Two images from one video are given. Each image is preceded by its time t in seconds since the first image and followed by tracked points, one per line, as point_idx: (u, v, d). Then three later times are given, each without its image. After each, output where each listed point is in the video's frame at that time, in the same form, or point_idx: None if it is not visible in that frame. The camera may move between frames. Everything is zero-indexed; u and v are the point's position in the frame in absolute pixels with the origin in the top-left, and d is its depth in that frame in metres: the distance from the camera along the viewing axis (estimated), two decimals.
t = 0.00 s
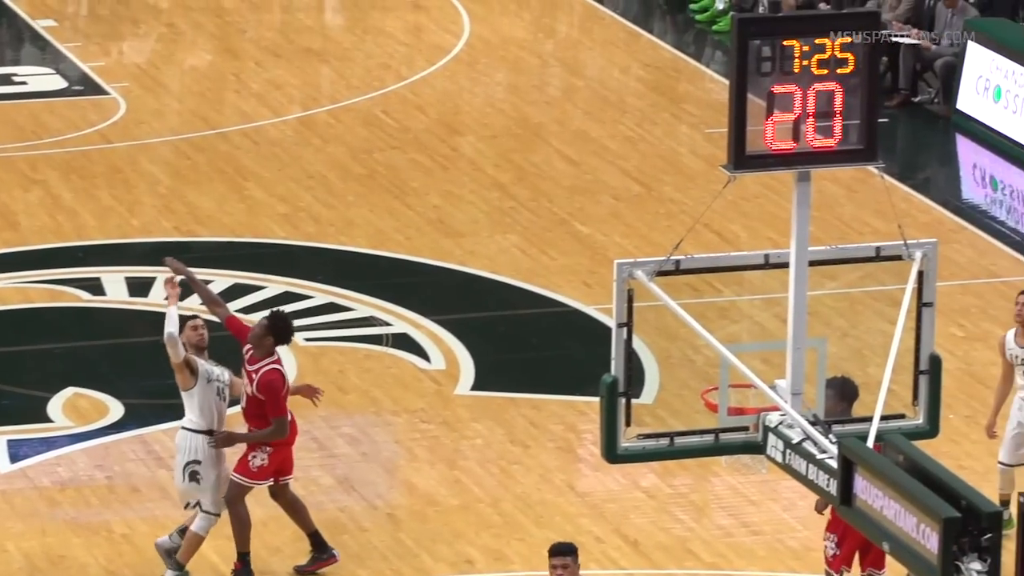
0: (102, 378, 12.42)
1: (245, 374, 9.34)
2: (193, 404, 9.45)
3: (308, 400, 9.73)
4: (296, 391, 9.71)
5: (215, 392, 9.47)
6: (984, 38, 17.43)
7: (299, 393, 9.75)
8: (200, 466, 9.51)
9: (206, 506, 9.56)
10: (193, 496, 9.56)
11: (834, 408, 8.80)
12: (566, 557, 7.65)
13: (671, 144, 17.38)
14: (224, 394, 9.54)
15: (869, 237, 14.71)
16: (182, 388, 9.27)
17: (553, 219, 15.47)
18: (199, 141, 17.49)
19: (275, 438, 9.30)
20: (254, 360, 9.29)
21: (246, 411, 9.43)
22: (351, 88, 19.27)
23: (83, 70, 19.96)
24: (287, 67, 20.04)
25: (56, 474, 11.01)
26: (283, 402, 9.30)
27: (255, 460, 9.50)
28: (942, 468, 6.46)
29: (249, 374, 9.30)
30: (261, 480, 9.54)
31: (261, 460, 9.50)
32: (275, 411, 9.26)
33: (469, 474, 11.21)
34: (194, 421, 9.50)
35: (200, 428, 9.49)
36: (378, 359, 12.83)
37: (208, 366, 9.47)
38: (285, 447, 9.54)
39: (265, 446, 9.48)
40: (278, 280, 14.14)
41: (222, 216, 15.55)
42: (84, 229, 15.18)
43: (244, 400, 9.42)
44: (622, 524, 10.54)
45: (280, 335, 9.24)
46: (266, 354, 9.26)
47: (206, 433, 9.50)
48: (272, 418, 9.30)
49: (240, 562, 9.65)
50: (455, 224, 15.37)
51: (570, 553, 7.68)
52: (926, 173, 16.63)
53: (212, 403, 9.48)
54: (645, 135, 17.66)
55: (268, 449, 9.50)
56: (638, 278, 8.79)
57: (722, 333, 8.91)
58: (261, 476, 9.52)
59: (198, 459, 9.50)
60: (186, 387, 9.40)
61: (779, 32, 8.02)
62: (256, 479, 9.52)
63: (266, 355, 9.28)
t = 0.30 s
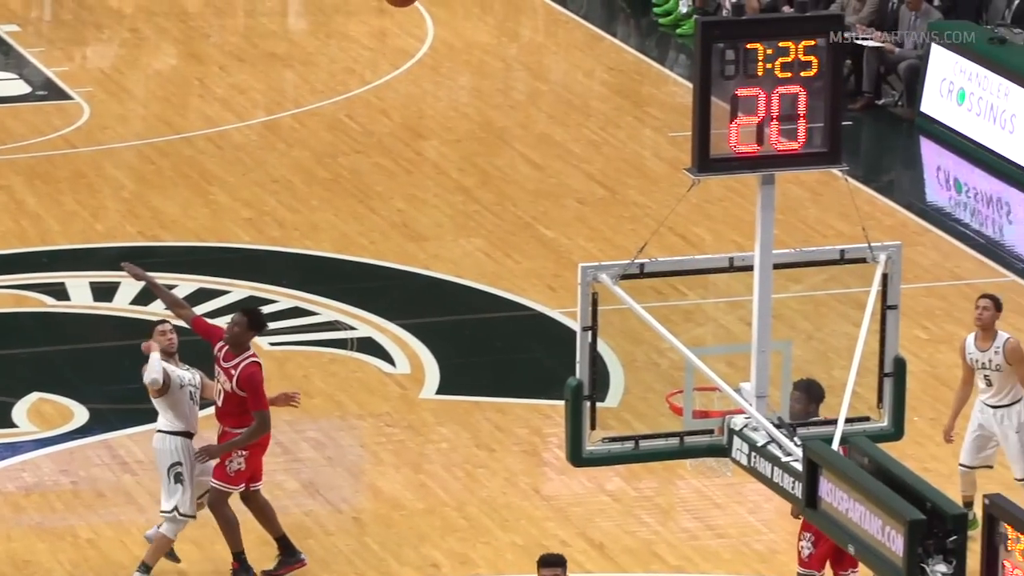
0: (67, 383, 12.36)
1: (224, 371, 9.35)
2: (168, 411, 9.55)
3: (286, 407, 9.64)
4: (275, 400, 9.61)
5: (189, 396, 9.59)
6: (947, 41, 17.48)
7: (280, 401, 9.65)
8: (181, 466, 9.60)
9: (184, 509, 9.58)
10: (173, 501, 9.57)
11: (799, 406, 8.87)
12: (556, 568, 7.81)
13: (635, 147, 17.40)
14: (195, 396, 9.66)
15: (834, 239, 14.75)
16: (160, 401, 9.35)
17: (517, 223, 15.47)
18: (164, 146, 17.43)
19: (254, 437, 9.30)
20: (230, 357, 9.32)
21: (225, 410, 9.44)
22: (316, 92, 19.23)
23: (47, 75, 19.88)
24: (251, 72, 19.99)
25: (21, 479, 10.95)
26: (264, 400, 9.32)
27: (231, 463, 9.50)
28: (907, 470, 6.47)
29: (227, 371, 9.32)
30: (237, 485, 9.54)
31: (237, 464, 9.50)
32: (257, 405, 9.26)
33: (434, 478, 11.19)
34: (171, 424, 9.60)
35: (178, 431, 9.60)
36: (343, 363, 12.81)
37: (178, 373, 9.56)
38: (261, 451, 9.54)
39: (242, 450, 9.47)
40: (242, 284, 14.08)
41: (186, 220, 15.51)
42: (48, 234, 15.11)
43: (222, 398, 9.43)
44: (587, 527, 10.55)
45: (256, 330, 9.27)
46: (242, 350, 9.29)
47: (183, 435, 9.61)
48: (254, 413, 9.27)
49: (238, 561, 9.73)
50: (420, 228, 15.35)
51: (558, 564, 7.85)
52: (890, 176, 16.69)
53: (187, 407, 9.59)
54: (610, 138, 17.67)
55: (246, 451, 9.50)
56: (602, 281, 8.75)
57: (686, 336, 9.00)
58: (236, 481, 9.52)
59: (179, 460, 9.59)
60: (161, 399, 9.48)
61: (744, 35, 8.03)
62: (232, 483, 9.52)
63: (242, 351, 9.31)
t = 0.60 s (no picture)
0: (33, 383, 12.30)
1: (202, 365, 9.34)
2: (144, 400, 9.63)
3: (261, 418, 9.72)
4: (248, 409, 9.68)
5: (166, 386, 9.65)
6: (914, 40, 17.56)
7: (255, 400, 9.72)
8: (151, 453, 9.64)
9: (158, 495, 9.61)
10: (143, 485, 9.62)
11: (770, 410, 8.80)
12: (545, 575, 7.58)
13: (602, 146, 17.40)
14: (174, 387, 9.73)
15: (801, 238, 14.78)
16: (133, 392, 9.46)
17: (484, 222, 15.46)
18: (130, 146, 17.36)
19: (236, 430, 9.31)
20: (207, 350, 9.34)
21: (205, 405, 9.45)
22: (282, 91, 19.19)
23: (12, 75, 19.78)
24: (218, 72, 19.93)
25: None
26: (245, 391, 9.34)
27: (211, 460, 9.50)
28: (874, 469, 6.49)
29: (207, 365, 9.32)
30: (222, 486, 9.56)
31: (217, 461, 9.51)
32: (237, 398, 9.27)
33: (402, 477, 11.18)
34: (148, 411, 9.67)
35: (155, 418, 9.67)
36: (310, 363, 12.78)
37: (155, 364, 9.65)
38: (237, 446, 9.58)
39: (222, 448, 9.51)
40: (209, 284, 14.03)
41: (153, 220, 15.45)
42: (14, 234, 15.04)
43: (201, 393, 9.42)
44: (554, 525, 10.55)
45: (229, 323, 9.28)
46: (220, 343, 9.31)
47: (159, 422, 9.67)
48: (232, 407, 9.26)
49: (237, 555, 9.73)
50: (386, 227, 15.33)
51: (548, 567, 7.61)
52: (857, 174, 16.73)
53: (164, 396, 9.66)
54: (577, 137, 17.67)
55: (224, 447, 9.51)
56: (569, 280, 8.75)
57: (653, 335, 9.02)
58: (217, 480, 9.53)
59: (150, 447, 9.64)
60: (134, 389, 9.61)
61: (710, 33, 8.05)
62: (216, 484, 9.54)
63: (221, 344, 9.32)
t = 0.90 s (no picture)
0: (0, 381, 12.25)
1: (179, 359, 9.32)
2: (118, 390, 9.65)
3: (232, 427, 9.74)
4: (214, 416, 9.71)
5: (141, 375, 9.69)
6: (880, 36, 17.63)
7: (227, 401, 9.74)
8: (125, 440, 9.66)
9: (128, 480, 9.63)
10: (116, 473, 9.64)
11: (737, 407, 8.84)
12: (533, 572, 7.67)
13: (569, 143, 17.40)
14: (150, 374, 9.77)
15: (768, 234, 14.82)
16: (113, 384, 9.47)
17: (452, 218, 15.44)
18: (96, 143, 17.29)
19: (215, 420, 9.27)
20: (183, 344, 9.34)
21: (183, 399, 9.40)
22: (249, 88, 19.14)
23: None
24: (184, 68, 19.87)
25: None
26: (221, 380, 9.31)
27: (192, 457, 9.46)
28: (841, 464, 6.51)
29: (184, 358, 9.31)
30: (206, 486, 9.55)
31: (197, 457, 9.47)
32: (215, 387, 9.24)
33: (369, 474, 11.17)
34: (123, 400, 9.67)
35: (128, 406, 9.67)
36: (277, 359, 12.75)
37: (131, 353, 9.65)
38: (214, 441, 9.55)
39: (205, 446, 9.49)
40: (176, 281, 13.99)
41: (119, 217, 15.40)
42: None
43: (178, 387, 9.38)
44: (522, 522, 10.55)
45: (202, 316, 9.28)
46: (196, 336, 9.33)
47: (133, 410, 9.69)
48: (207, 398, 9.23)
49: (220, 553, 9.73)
50: (353, 224, 15.30)
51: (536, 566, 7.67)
52: (824, 170, 16.77)
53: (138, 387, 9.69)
54: (544, 133, 17.67)
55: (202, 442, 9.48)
56: (536, 276, 8.78)
57: (621, 331, 9.01)
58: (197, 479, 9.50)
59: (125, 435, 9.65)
60: (109, 381, 9.60)
61: (677, 29, 8.06)
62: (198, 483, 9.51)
63: (196, 338, 9.34)
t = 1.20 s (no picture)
0: None
1: (155, 356, 9.27)
2: (94, 379, 9.82)
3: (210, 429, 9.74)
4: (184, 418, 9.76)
5: (117, 367, 9.82)
6: (848, 34, 17.68)
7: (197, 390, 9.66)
8: (101, 428, 9.80)
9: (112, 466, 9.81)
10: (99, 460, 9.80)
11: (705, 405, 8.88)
12: (514, 564, 7.68)
13: (538, 141, 17.39)
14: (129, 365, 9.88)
15: (736, 232, 14.83)
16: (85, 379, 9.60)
17: (420, 217, 15.42)
18: (64, 142, 17.22)
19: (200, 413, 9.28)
20: (157, 341, 9.29)
21: (164, 395, 9.41)
22: (217, 87, 19.08)
23: None
24: (152, 67, 19.80)
25: None
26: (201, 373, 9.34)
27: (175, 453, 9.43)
28: (809, 462, 6.52)
29: (162, 355, 9.26)
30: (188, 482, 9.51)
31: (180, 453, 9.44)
32: (196, 381, 9.25)
33: (338, 473, 11.14)
34: (99, 389, 9.83)
35: (103, 395, 9.84)
36: (245, 358, 12.71)
37: (108, 345, 9.75)
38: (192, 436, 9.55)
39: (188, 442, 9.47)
40: (145, 280, 13.94)
41: (87, 216, 15.34)
42: None
43: (157, 385, 9.35)
44: (491, 520, 10.54)
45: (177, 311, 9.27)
46: (170, 331, 9.29)
47: (109, 399, 9.84)
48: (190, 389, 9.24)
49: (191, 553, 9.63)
50: (322, 223, 15.27)
51: (518, 559, 7.72)
52: (792, 168, 16.81)
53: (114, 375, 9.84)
54: (512, 132, 17.66)
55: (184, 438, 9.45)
56: (505, 274, 8.76)
57: (588, 330, 8.99)
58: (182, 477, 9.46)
59: (100, 424, 9.80)
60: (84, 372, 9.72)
61: (644, 27, 8.07)
62: (183, 481, 9.47)
63: (169, 333, 9.29)
